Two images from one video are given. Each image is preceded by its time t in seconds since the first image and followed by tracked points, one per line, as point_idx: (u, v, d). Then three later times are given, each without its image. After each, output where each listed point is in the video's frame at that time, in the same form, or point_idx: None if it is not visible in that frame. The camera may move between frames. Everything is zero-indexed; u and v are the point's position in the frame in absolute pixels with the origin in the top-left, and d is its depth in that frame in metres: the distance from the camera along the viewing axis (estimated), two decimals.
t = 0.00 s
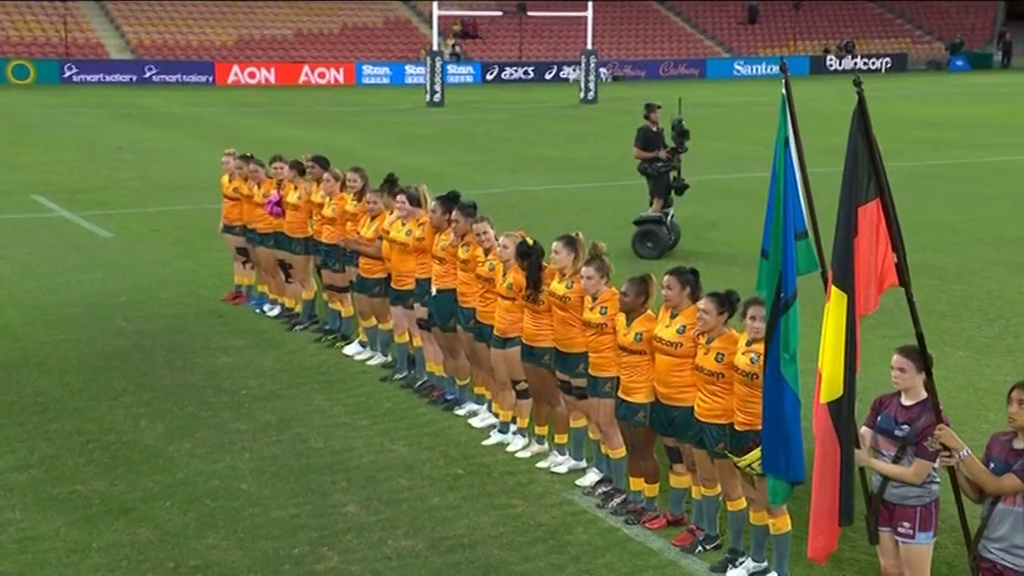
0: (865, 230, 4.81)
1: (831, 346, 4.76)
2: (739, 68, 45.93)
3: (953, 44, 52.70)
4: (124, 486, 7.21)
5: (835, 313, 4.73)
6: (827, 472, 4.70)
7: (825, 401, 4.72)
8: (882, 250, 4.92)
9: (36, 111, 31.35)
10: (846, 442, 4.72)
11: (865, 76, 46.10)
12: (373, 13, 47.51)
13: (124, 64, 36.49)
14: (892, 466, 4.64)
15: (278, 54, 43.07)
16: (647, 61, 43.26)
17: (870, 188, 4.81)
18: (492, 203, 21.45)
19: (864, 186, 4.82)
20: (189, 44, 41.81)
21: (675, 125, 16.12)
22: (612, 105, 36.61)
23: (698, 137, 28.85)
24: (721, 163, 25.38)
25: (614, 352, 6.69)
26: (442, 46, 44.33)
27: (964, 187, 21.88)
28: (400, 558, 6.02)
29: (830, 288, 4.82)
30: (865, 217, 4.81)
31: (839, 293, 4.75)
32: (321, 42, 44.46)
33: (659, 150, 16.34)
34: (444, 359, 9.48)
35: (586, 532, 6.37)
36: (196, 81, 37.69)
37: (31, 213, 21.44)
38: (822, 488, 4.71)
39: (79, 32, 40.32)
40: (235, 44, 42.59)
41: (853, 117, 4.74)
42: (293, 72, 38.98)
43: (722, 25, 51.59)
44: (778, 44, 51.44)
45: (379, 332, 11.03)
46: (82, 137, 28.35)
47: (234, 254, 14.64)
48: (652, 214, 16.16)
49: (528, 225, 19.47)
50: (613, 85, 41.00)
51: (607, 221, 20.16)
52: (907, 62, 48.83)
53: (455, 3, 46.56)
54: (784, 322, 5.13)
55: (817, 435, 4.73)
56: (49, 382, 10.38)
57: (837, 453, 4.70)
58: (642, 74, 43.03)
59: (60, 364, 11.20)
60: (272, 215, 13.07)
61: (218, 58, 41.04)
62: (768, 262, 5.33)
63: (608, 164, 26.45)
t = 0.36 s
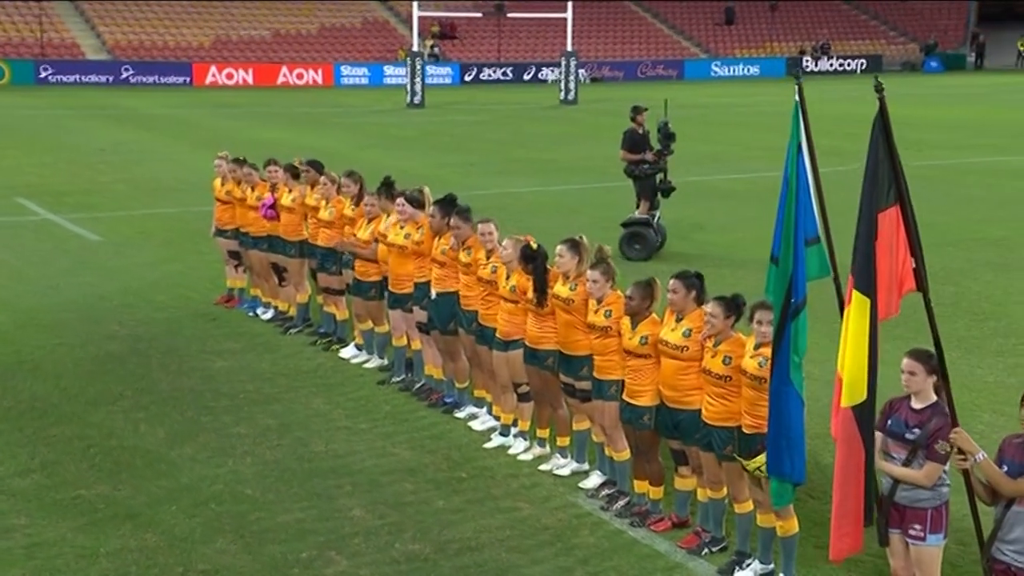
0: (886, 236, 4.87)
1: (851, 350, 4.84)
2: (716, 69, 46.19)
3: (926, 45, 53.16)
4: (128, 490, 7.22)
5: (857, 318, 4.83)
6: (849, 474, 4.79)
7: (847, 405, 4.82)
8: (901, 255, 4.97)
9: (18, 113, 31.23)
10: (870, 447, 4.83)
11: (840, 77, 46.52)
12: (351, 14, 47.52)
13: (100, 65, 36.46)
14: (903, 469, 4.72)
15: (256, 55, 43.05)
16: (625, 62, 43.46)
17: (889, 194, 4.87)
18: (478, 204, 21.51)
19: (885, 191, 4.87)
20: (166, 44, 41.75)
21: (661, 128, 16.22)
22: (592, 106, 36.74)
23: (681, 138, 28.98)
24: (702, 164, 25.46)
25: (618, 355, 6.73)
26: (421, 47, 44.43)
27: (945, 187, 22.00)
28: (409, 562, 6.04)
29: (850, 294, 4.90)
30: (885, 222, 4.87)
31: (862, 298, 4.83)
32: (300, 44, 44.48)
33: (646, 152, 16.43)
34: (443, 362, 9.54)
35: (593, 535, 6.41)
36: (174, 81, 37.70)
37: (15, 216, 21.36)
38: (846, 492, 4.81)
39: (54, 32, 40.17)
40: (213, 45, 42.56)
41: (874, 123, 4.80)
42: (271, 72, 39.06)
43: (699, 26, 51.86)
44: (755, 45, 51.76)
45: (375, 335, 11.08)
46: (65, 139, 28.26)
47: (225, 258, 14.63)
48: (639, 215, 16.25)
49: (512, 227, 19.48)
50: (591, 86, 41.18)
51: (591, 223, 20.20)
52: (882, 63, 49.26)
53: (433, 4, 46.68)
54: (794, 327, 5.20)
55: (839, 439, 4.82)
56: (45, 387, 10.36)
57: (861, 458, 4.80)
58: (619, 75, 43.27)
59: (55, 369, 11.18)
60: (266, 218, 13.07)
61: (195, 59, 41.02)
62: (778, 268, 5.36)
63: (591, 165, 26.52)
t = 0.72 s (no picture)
0: (907, 239, 4.93)
1: (875, 355, 4.88)
2: (695, 68, 46.28)
3: (902, 44, 53.52)
4: (133, 493, 7.23)
5: (882, 321, 4.86)
6: (874, 478, 4.81)
7: (871, 408, 4.85)
8: (920, 258, 5.02)
9: None
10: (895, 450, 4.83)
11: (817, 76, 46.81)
12: (330, 13, 47.48)
13: (77, 64, 36.45)
14: (914, 470, 4.79)
15: (234, 54, 43.08)
16: (603, 61, 43.67)
17: (909, 199, 4.93)
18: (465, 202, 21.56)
19: (905, 196, 4.93)
20: (143, 43, 41.72)
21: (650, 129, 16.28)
22: (573, 106, 36.85)
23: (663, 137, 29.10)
24: (685, 164, 25.52)
25: (623, 356, 6.78)
26: (399, 46, 44.49)
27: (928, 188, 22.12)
28: (418, 563, 6.07)
29: (873, 297, 4.94)
30: (905, 226, 4.93)
31: (885, 302, 4.88)
32: (277, 42, 44.55)
33: (635, 152, 16.48)
34: (442, 364, 9.58)
35: (599, 536, 6.45)
36: (151, 81, 37.73)
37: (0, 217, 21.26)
38: (872, 496, 4.82)
39: (30, 31, 40.03)
40: (190, 44, 42.57)
41: (894, 127, 4.86)
42: (249, 72, 39.20)
43: (676, 25, 52.07)
44: (731, 45, 52.05)
45: (372, 336, 11.12)
46: (48, 140, 28.13)
47: (219, 260, 14.62)
48: (628, 217, 16.33)
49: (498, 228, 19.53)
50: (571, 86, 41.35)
51: (576, 223, 20.22)
52: (858, 62, 49.80)
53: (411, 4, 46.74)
54: (803, 329, 5.26)
55: (866, 441, 4.84)
56: (42, 389, 10.34)
57: (888, 462, 4.80)
58: (598, 74, 43.51)
59: (50, 371, 11.16)
60: (261, 220, 13.08)
61: (173, 58, 41.00)
62: (786, 271, 5.41)
63: (574, 165, 26.57)
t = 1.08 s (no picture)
0: (922, 233, 4.99)
1: (895, 344, 4.88)
2: (671, 58, 46.37)
3: (874, 35, 53.96)
4: (139, 487, 7.25)
5: (903, 313, 4.88)
6: (896, 468, 4.81)
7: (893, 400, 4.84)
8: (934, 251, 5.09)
9: None
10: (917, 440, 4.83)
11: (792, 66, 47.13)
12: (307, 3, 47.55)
13: (51, 55, 36.68)
14: (923, 460, 4.87)
15: (209, 44, 43.25)
16: (579, 52, 43.98)
17: (923, 193, 5.00)
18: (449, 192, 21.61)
19: (920, 190, 5.00)
20: (116, 32, 41.88)
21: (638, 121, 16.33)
22: (552, 96, 36.97)
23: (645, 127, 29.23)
24: (666, 155, 25.62)
25: (627, 349, 6.84)
26: (376, 36, 44.58)
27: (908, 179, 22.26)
28: (427, 555, 6.12)
29: (891, 290, 4.97)
30: (920, 220, 5.00)
31: (904, 295, 4.91)
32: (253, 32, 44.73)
33: (623, 144, 16.52)
34: (441, 356, 9.63)
35: (605, 527, 6.51)
36: (126, 71, 38.01)
37: None
38: (896, 484, 4.82)
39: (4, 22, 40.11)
40: (164, 34, 42.73)
41: (910, 120, 4.95)
42: (225, 62, 39.37)
43: (652, 16, 52.37)
44: (707, 35, 52.35)
45: (367, 329, 11.15)
46: (30, 132, 28.01)
47: (211, 254, 14.58)
48: (617, 209, 16.38)
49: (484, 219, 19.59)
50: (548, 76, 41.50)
51: (560, 214, 20.27)
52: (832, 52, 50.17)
53: None
54: (809, 324, 5.33)
55: (887, 431, 4.83)
56: (39, 384, 10.34)
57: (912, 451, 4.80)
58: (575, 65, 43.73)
59: (47, 365, 11.14)
60: (255, 214, 13.10)
61: (146, 48, 41.17)
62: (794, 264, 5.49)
63: (556, 156, 26.63)
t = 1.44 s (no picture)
0: (932, 218, 5.09)
1: (905, 332, 4.96)
2: (643, 41, 46.45)
3: (843, 17, 54.30)
4: (140, 473, 7.28)
5: (912, 299, 4.97)
6: (905, 451, 4.92)
7: (903, 385, 4.92)
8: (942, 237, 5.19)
9: None
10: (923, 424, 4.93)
11: (762, 49, 47.36)
12: None
13: (18, 36, 36.68)
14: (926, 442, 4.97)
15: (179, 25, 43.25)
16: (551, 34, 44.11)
17: (933, 180, 5.10)
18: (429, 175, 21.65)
19: (930, 178, 5.10)
20: (85, 14, 41.92)
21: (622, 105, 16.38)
22: (526, 79, 37.01)
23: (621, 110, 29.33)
24: (642, 138, 25.70)
25: (627, 334, 6.90)
26: (346, 18, 44.54)
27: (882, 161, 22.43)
28: (431, 538, 6.18)
29: (902, 276, 5.07)
30: (930, 207, 5.09)
31: (915, 281, 5.00)
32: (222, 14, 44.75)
33: (607, 128, 16.56)
34: (435, 341, 9.68)
35: (605, 509, 6.61)
36: (94, 53, 37.94)
37: None
38: (906, 466, 4.92)
39: None
40: (133, 16, 42.75)
41: (920, 110, 5.03)
42: (195, 44, 39.16)
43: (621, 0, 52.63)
44: (677, 18, 52.61)
45: (359, 315, 11.19)
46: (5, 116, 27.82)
47: (199, 238, 14.54)
48: (601, 192, 16.40)
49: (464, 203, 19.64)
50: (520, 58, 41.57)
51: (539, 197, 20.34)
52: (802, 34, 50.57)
53: None
54: (817, 308, 5.45)
55: (897, 416, 4.92)
56: (31, 370, 10.33)
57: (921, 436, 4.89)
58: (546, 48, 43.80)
59: (39, 351, 11.12)
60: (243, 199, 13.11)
61: (114, 29, 41.13)
62: (802, 251, 5.63)
63: (532, 139, 26.66)
